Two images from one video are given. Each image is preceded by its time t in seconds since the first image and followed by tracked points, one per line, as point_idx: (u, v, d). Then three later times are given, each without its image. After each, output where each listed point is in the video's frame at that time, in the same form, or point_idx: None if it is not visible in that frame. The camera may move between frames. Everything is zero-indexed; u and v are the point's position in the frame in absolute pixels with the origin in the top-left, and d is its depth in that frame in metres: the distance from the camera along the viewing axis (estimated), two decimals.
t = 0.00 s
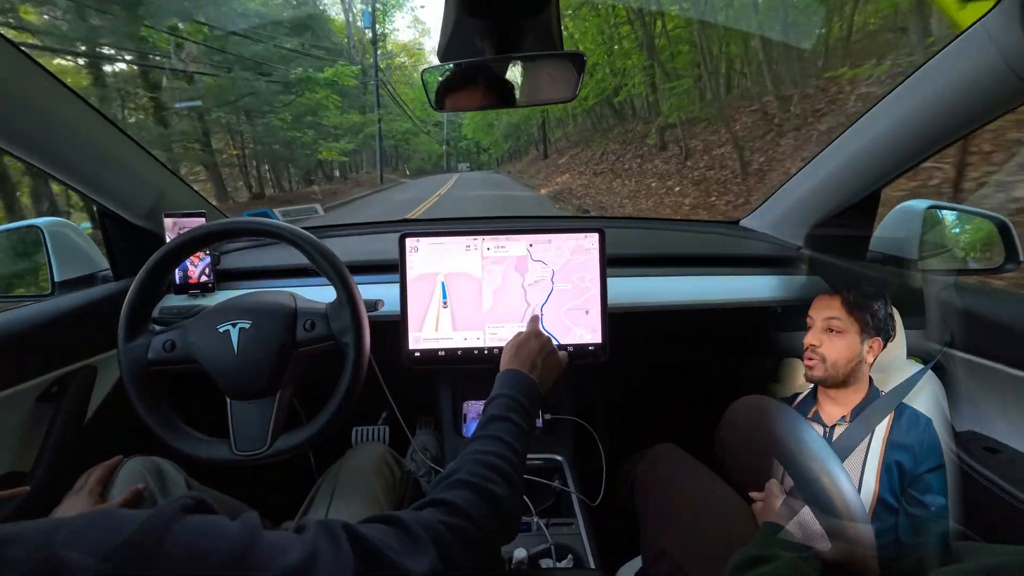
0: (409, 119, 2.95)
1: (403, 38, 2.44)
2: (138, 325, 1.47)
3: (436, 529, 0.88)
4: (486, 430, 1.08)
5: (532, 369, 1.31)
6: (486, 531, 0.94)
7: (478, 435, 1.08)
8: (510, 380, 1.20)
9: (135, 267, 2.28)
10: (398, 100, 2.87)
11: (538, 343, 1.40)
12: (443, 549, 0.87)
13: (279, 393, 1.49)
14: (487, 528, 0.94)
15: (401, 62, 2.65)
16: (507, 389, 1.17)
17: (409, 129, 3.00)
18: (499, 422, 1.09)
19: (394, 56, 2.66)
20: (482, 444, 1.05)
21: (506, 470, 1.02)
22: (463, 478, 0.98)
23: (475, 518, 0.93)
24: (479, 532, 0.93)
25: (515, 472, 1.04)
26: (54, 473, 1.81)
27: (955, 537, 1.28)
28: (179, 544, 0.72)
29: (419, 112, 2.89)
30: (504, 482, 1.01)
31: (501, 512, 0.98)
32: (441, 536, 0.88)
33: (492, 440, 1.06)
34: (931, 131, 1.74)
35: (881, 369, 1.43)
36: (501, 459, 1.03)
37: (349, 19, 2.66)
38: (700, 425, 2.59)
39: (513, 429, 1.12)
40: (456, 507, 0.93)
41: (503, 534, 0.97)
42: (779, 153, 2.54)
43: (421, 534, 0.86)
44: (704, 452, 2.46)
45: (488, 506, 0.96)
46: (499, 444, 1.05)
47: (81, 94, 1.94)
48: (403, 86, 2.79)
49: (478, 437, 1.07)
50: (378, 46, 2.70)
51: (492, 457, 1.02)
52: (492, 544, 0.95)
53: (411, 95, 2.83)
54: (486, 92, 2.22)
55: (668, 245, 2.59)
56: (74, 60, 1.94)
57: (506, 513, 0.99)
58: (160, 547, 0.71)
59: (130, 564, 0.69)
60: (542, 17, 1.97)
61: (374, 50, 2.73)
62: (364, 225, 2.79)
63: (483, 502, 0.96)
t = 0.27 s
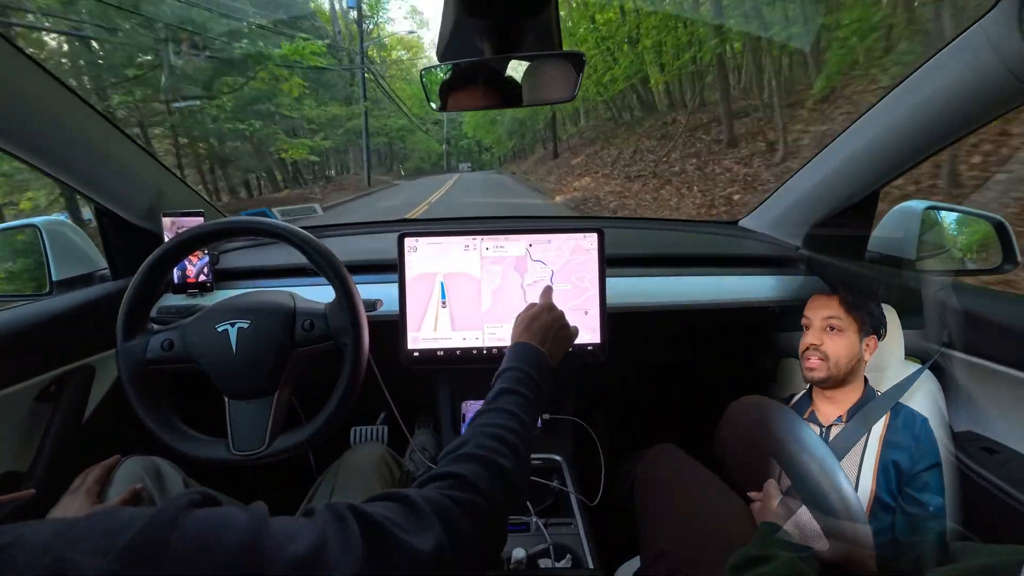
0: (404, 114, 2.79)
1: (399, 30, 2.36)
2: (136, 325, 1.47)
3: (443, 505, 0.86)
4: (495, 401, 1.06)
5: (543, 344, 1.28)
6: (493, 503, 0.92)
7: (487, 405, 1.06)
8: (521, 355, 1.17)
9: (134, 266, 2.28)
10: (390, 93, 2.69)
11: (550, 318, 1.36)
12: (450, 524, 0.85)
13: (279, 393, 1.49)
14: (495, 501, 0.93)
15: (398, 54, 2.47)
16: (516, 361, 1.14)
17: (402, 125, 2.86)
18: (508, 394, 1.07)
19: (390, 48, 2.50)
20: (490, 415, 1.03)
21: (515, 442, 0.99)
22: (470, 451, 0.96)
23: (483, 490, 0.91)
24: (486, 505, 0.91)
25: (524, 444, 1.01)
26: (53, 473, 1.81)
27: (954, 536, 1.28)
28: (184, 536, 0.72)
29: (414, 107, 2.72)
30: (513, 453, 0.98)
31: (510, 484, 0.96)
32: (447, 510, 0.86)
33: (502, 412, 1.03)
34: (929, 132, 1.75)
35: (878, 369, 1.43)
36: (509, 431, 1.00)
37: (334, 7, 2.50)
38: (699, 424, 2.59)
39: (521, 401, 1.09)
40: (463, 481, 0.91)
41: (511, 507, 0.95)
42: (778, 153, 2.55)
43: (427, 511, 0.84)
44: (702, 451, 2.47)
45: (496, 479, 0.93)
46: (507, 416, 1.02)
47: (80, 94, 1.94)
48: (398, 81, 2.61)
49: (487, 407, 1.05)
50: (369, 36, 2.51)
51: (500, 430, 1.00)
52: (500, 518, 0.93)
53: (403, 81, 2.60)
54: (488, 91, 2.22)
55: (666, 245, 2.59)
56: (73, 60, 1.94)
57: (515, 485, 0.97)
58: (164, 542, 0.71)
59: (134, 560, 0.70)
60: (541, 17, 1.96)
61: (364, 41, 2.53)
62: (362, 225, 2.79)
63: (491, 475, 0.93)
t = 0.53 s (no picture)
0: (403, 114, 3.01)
1: (396, 23, 2.44)
2: (135, 322, 1.46)
3: (441, 546, 0.89)
4: (492, 437, 1.08)
5: (538, 373, 1.28)
6: (492, 544, 0.95)
7: (484, 443, 1.08)
8: (517, 387, 1.19)
9: (132, 264, 2.27)
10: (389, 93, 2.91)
11: (544, 345, 1.36)
12: (450, 564, 0.88)
13: (276, 391, 1.48)
14: (495, 540, 0.95)
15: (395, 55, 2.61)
16: (512, 396, 1.16)
17: (406, 126, 3.10)
18: (504, 430, 1.10)
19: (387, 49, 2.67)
20: (488, 454, 1.06)
21: (513, 480, 1.02)
22: (469, 491, 0.99)
23: (482, 531, 0.94)
24: (486, 546, 0.93)
25: (522, 482, 1.04)
26: (50, 471, 1.80)
27: (952, 536, 1.28)
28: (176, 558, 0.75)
29: (411, 105, 2.90)
30: (510, 493, 1.01)
31: (510, 523, 0.99)
32: (447, 551, 0.89)
33: (499, 450, 1.06)
34: (928, 131, 1.75)
35: (876, 370, 1.44)
36: (507, 469, 1.03)
37: None
38: (697, 424, 2.59)
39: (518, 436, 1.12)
40: (463, 521, 0.94)
41: (510, 545, 0.98)
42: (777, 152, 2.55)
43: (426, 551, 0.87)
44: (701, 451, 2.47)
45: (495, 518, 0.96)
46: (504, 453, 1.05)
47: (78, 90, 1.93)
48: (393, 76, 2.77)
49: (484, 445, 1.08)
50: (368, 38, 2.71)
51: (497, 468, 1.03)
52: (499, 557, 0.96)
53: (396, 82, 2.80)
54: (488, 89, 2.20)
55: (665, 245, 2.60)
56: (72, 55, 1.93)
57: (514, 523, 1.00)
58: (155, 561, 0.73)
59: None
60: (542, 16, 1.96)
61: (364, 50, 2.75)
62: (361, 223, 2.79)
63: (490, 515, 0.96)
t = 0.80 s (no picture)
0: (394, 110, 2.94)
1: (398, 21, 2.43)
2: (134, 318, 1.47)
3: (437, 537, 0.89)
4: (487, 433, 1.09)
5: (529, 374, 1.28)
6: (488, 539, 0.95)
7: (478, 439, 1.09)
8: (511, 386, 1.19)
9: (131, 261, 2.27)
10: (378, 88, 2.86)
11: (535, 347, 1.36)
12: (446, 556, 0.88)
13: (274, 390, 1.48)
14: (491, 535, 0.95)
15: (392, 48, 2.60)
16: (506, 393, 1.17)
17: (400, 124, 3.04)
18: (499, 426, 1.10)
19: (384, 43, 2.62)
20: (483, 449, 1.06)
21: (508, 476, 1.03)
22: (465, 484, 0.99)
23: (478, 525, 0.94)
24: (481, 540, 0.93)
25: (517, 478, 1.04)
26: (49, 467, 1.80)
27: (949, 536, 1.28)
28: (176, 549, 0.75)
29: (400, 99, 2.86)
30: (506, 489, 1.02)
31: (505, 519, 0.99)
32: (443, 542, 0.89)
33: (494, 446, 1.06)
34: (929, 132, 1.75)
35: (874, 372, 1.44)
36: (503, 465, 1.04)
37: None
38: (695, 424, 2.60)
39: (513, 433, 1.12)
40: (458, 514, 0.94)
41: (505, 541, 0.98)
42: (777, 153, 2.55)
43: (421, 542, 0.87)
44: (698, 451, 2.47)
45: (491, 513, 0.96)
46: (500, 449, 1.06)
47: (77, 86, 1.92)
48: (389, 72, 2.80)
49: (479, 441, 1.08)
50: (360, 31, 2.60)
51: (493, 463, 1.03)
52: (495, 553, 0.96)
53: (387, 74, 2.78)
54: (488, 88, 2.20)
55: (664, 245, 2.60)
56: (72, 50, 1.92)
57: (510, 519, 1.00)
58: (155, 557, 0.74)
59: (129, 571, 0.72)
60: (543, 13, 1.95)
61: (358, 47, 2.65)
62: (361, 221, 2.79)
63: (486, 508, 0.97)
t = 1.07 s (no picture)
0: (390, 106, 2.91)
1: (397, 20, 2.43)
2: (134, 317, 1.46)
3: (438, 503, 0.88)
4: (491, 403, 1.08)
5: (537, 347, 1.26)
6: (490, 507, 0.95)
7: (482, 408, 1.08)
8: (516, 358, 1.18)
9: (131, 261, 2.27)
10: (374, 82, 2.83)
11: (545, 321, 1.33)
12: (447, 521, 0.87)
13: (274, 390, 1.48)
14: (493, 503, 0.95)
15: (388, 39, 2.58)
16: (511, 364, 1.16)
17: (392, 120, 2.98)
18: (504, 396, 1.09)
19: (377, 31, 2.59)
20: (486, 419, 1.05)
21: (511, 445, 1.02)
22: (469, 454, 0.98)
23: (480, 491, 0.94)
24: (483, 507, 0.93)
25: (519, 449, 1.04)
26: (48, 466, 1.80)
27: (949, 537, 1.29)
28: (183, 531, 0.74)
29: (399, 95, 2.83)
30: (509, 458, 1.01)
31: (507, 486, 0.98)
32: (446, 509, 0.88)
33: (498, 416, 1.06)
34: (929, 132, 1.75)
35: (872, 372, 1.45)
36: (507, 435, 1.03)
37: None
38: (695, 424, 2.60)
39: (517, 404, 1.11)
40: (460, 481, 0.94)
41: (506, 510, 0.98)
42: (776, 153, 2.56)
43: (423, 509, 0.86)
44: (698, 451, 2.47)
45: (493, 480, 0.96)
46: (504, 420, 1.05)
47: (76, 84, 1.91)
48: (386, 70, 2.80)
49: (483, 410, 1.07)
50: (351, 22, 2.59)
51: (497, 433, 1.02)
52: (496, 520, 0.95)
53: (384, 67, 2.76)
54: (489, 87, 2.20)
55: (664, 246, 2.60)
56: (73, 50, 1.91)
57: (512, 490, 0.99)
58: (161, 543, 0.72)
59: (132, 562, 0.70)
60: (543, 13, 1.95)
61: (349, 35, 2.62)
62: (361, 221, 2.79)
63: (489, 477, 0.96)
